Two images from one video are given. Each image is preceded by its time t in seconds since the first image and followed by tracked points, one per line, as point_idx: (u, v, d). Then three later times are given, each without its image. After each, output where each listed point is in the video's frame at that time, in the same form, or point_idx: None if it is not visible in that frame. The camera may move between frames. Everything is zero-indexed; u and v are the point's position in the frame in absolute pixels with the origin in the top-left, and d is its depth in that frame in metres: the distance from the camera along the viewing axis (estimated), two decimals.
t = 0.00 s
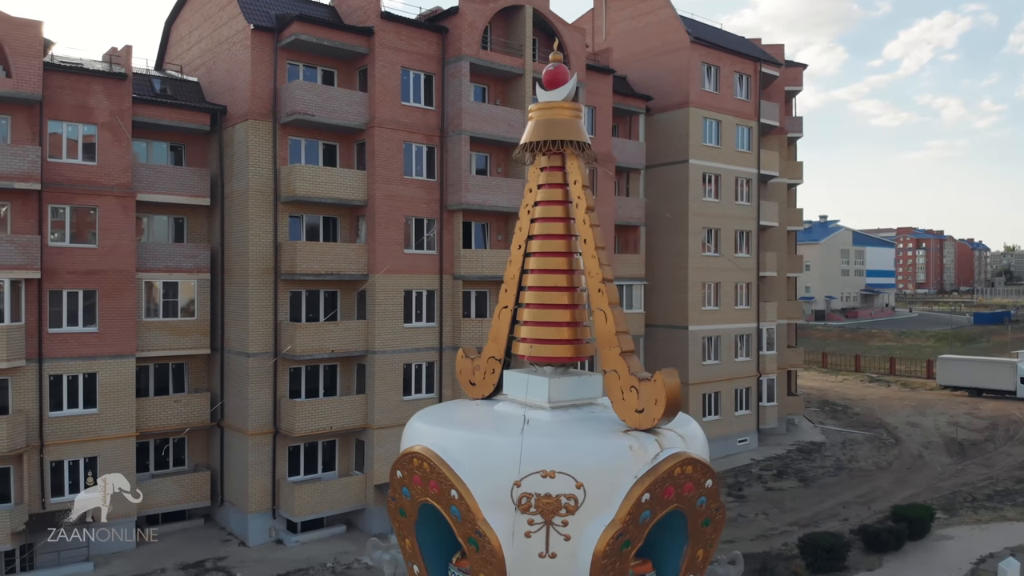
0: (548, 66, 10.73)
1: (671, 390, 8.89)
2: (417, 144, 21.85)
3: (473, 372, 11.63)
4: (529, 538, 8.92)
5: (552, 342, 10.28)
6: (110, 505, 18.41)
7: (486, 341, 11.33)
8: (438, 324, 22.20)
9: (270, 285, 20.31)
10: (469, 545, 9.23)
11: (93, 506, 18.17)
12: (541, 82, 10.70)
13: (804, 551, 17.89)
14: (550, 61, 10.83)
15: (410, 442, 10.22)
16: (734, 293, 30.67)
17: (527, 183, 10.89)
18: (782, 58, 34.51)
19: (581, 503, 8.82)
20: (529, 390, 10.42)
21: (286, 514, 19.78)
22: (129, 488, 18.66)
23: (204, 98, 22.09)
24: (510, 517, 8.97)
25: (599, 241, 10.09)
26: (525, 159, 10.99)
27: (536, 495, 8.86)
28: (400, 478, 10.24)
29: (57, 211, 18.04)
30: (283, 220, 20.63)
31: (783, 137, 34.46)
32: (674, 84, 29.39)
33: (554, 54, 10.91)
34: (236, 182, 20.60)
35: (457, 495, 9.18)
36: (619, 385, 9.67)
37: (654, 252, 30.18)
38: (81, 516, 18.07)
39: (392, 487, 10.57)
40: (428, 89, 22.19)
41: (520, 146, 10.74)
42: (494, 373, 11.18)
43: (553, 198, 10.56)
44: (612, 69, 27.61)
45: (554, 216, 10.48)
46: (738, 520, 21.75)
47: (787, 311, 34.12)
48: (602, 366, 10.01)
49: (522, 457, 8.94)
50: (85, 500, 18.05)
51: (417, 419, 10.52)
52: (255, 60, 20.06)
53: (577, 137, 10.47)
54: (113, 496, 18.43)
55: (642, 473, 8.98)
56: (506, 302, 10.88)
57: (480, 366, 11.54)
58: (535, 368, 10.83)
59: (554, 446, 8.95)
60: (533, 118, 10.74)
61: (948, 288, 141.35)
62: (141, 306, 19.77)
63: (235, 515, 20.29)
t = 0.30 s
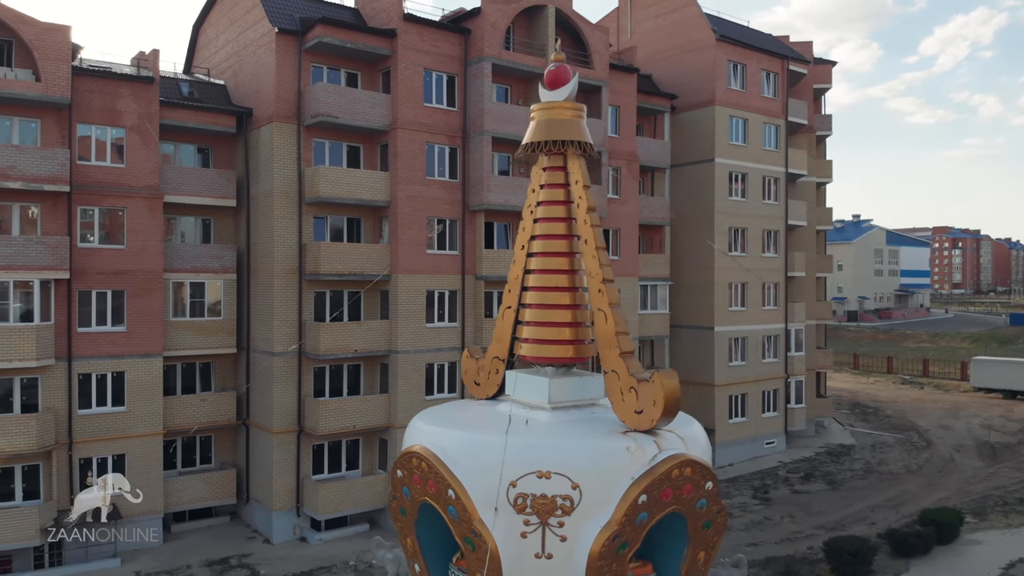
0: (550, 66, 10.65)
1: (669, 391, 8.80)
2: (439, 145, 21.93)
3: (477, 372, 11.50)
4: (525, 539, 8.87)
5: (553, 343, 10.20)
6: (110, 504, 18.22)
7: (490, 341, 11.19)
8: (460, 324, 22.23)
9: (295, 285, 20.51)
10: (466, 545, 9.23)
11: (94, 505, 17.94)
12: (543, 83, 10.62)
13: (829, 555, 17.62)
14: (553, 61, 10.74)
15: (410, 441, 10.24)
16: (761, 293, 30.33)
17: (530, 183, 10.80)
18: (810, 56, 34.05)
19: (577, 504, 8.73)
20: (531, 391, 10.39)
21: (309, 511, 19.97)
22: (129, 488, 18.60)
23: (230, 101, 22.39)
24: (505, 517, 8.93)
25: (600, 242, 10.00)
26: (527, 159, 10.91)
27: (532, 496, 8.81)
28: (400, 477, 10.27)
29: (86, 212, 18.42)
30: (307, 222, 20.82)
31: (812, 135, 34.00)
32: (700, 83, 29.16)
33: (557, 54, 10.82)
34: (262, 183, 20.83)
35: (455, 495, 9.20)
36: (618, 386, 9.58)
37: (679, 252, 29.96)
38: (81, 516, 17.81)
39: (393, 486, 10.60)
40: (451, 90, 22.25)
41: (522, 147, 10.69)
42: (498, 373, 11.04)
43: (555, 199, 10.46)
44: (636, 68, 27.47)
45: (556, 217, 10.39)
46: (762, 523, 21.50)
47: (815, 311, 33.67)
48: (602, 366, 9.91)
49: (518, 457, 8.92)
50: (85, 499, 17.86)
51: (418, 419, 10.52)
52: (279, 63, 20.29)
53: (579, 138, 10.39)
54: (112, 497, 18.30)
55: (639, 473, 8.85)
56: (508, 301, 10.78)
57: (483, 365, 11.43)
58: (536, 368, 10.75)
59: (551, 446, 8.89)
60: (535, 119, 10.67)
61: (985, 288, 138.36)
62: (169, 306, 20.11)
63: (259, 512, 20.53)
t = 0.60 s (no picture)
0: (553, 66, 10.59)
1: (666, 392, 8.71)
2: (462, 145, 21.99)
3: (481, 372, 11.48)
4: (521, 539, 8.88)
5: (554, 344, 10.15)
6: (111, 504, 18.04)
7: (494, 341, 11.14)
8: (482, 324, 22.27)
9: (320, 285, 20.72)
10: (463, 544, 9.23)
11: (94, 505, 17.62)
12: (545, 84, 10.57)
13: (855, 559, 17.36)
14: (555, 61, 10.68)
15: (410, 440, 10.25)
16: (788, 293, 29.96)
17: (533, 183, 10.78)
18: (839, 52, 33.57)
19: (572, 505, 8.69)
20: (531, 391, 10.37)
21: (333, 509, 20.16)
22: (128, 488, 18.41)
23: (256, 103, 22.67)
24: (501, 517, 8.92)
25: (600, 242, 9.92)
26: (531, 160, 10.88)
27: (527, 496, 8.79)
28: (400, 476, 10.30)
29: (115, 213, 18.81)
30: (331, 222, 21.00)
31: (841, 133, 33.52)
32: (725, 81, 28.90)
33: (558, 54, 10.76)
34: (287, 185, 21.06)
35: (452, 494, 9.20)
36: (617, 387, 9.50)
37: (705, 251, 29.72)
38: (81, 517, 17.52)
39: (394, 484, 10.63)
40: (474, 91, 22.31)
41: (523, 148, 10.65)
42: (501, 373, 11.00)
43: (556, 199, 10.41)
44: (661, 66, 27.31)
45: (557, 217, 10.35)
46: (787, 525, 21.24)
47: (844, 312, 33.20)
48: (601, 367, 9.84)
49: (513, 457, 8.87)
50: (86, 499, 17.53)
51: (419, 417, 10.53)
52: (304, 65, 20.51)
53: (581, 139, 10.34)
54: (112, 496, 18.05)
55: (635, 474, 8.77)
56: (510, 302, 10.75)
57: (487, 365, 11.40)
58: (538, 369, 10.69)
59: (547, 446, 8.83)
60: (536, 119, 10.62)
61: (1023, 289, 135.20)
62: (195, 305, 20.43)
63: (284, 510, 20.78)
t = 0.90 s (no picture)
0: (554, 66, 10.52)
1: (663, 392, 8.62)
2: (483, 146, 22.02)
3: (486, 372, 11.49)
4: (516, 538, 8.86)
5: (554, 344, 10.10)
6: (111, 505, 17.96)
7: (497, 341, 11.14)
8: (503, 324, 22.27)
9: (342, 285, 20.90)
10: (459, 542, 9.22)
11: (94, 505, 17.65)
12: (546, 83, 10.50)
13: (879, 563, 17.11)
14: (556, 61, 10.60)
15: (411, 439, 10.27)
16: (816, 294, 29.58)
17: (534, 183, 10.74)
18: (868, 49, 33.07)
19: (566, 504, 8.65)
20: (531, 391, 10.31)
21: (355, 508, 20.31)
22: (128, 488, 18.38)
23: (280, 105, 22.93)
24: (497, 516, 8.91)
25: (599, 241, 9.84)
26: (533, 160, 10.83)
27: (521, 495, 8.77)
28: (400, 475, 10.32)
29: (142, 214, 19.16)
30: (354, 223, 21.15)
31: (870, 131, 33.01)
32: (751, 79, 28.61)
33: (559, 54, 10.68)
34: (310, 186, 21.28)
35: (448, 493, 9.20)
36: (615, 387, 9.43)
37: (730, 251, 29.45)
38: (82, 517, 17.53)
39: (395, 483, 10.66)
40: (495, 91, 22.33)
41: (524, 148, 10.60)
42: (505, 373, 11.01)
43: (556, 199, 10.35)
44: (684, 64, 27.12)
45: (557, 217, 10.29)
46: (811, 528, 20.98)
47: (873, 312, 32.71)
48: (600, 367, 9.77)
49: (508, 457, 8.85)
50: (84, 500, 17.56)
51: (421, 416, 10.55)
52: (327, 68, 20.70)
53: (581, 139, 10.26)
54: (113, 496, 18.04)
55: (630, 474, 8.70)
56: (512, 302, 10.73)
57: (492, 365, 11.41)
58: (538, 369, 10.65)
59: (542, 446, 8.81)
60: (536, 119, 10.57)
61: None
62: (220, 305, 20.73)
63: (307, 508, 20.99)
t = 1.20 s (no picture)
0: (553, 66, 10.52)
1: (658, 391, 8.59)
2: (503, 146, 22.03)
3: (488, 371, 11.51)
4: (509, 537, 8.89)
5: (552, 344, 10.08)
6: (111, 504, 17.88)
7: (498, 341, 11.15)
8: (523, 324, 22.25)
9: (363, 285, 21.04)
10: (454, 541, 9.25)
11: (93, 505, 17.66)
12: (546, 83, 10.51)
13: (902, 566, 16.86)
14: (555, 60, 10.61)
15: (410, 438, 10.32)
16: (842, 294, 29.19)
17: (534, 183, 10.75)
18: (895, 46, 32.57)
19: (558, 504, 8.65)
20: (530, 391, 10.31)
21: (375, 506, 20.44)
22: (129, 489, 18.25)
23: (303, 107, 23.14)
24: (490, 515, 8.94)
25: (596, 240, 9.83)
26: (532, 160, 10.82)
27: (514, 495, 8.78)
28: (399, 474, 10.36)
29: (167, 215, 19.47)
30: (375, 223, 21.30)
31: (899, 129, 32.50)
32: (775, 77, 28.32)
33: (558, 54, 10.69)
34: (332, 187, 21.47)
35: (442, 492, 9.22)
36: (611, 386, 9.40)
37: (753, 251, 29.16)
38: (81, 517, 17.62)
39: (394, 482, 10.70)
40: (515, 91, 22.34)
41: (523, 148, 10.60)
42: (507, 373, 11.02)
43: (555, 199, 10.34)
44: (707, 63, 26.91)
45: (555, 217, 10.28)
46: (835, 532, 20.70)
47: (901, 313, 32.21)
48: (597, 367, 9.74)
49: (502, 457, 8.86)
50: (84, 501, 17.60)
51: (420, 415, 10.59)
52: (348, 69, 20.87)
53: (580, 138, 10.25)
54: (113, 497, 17.96)
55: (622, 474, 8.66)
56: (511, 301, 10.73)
57: (493, 365, 11.42)
58: (536, 368, 10.63)
59: (535, 445, 8.82)
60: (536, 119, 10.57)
61: None
62: (244, 305, 21.00)
63: (329, 506, 21.16)
